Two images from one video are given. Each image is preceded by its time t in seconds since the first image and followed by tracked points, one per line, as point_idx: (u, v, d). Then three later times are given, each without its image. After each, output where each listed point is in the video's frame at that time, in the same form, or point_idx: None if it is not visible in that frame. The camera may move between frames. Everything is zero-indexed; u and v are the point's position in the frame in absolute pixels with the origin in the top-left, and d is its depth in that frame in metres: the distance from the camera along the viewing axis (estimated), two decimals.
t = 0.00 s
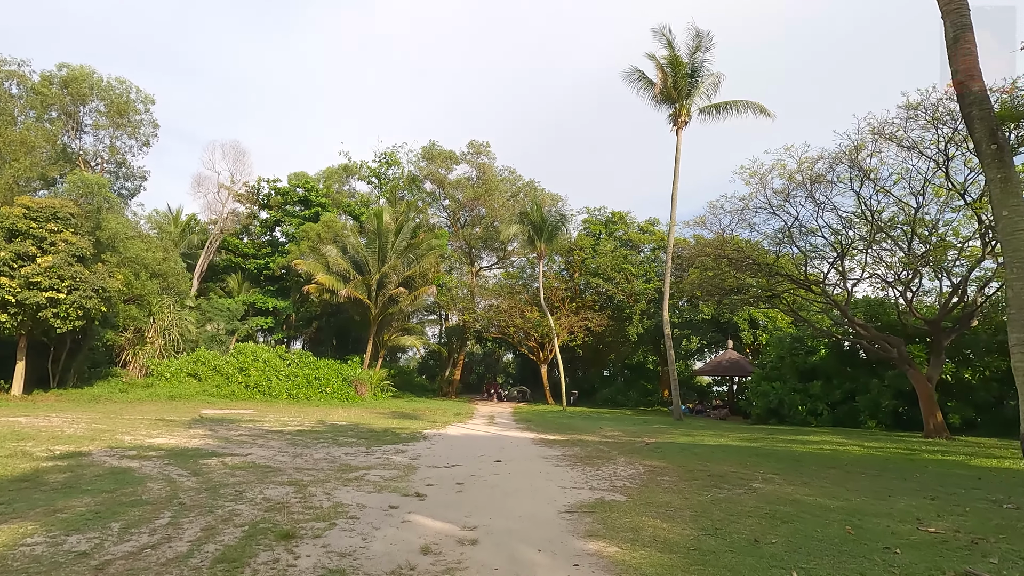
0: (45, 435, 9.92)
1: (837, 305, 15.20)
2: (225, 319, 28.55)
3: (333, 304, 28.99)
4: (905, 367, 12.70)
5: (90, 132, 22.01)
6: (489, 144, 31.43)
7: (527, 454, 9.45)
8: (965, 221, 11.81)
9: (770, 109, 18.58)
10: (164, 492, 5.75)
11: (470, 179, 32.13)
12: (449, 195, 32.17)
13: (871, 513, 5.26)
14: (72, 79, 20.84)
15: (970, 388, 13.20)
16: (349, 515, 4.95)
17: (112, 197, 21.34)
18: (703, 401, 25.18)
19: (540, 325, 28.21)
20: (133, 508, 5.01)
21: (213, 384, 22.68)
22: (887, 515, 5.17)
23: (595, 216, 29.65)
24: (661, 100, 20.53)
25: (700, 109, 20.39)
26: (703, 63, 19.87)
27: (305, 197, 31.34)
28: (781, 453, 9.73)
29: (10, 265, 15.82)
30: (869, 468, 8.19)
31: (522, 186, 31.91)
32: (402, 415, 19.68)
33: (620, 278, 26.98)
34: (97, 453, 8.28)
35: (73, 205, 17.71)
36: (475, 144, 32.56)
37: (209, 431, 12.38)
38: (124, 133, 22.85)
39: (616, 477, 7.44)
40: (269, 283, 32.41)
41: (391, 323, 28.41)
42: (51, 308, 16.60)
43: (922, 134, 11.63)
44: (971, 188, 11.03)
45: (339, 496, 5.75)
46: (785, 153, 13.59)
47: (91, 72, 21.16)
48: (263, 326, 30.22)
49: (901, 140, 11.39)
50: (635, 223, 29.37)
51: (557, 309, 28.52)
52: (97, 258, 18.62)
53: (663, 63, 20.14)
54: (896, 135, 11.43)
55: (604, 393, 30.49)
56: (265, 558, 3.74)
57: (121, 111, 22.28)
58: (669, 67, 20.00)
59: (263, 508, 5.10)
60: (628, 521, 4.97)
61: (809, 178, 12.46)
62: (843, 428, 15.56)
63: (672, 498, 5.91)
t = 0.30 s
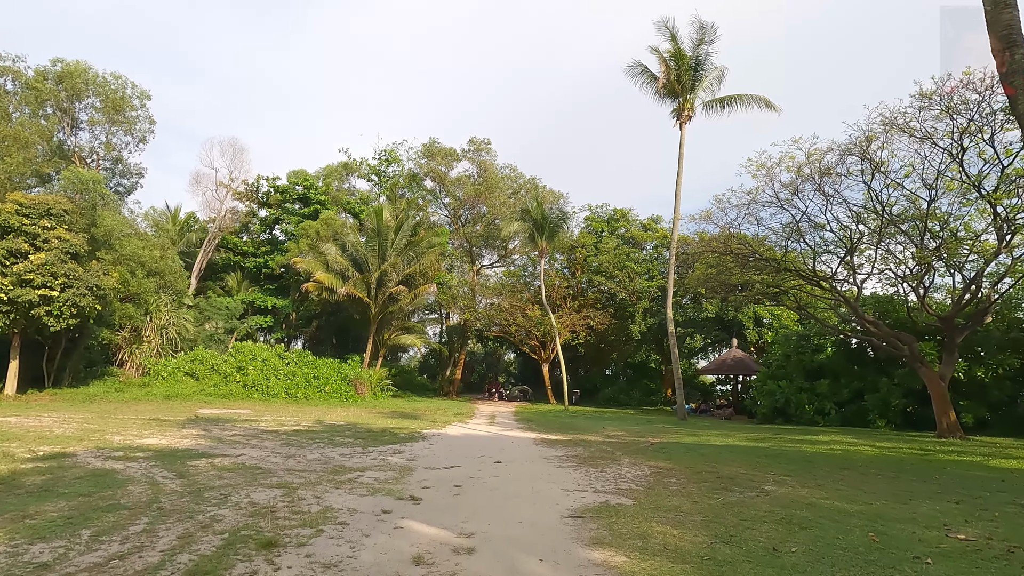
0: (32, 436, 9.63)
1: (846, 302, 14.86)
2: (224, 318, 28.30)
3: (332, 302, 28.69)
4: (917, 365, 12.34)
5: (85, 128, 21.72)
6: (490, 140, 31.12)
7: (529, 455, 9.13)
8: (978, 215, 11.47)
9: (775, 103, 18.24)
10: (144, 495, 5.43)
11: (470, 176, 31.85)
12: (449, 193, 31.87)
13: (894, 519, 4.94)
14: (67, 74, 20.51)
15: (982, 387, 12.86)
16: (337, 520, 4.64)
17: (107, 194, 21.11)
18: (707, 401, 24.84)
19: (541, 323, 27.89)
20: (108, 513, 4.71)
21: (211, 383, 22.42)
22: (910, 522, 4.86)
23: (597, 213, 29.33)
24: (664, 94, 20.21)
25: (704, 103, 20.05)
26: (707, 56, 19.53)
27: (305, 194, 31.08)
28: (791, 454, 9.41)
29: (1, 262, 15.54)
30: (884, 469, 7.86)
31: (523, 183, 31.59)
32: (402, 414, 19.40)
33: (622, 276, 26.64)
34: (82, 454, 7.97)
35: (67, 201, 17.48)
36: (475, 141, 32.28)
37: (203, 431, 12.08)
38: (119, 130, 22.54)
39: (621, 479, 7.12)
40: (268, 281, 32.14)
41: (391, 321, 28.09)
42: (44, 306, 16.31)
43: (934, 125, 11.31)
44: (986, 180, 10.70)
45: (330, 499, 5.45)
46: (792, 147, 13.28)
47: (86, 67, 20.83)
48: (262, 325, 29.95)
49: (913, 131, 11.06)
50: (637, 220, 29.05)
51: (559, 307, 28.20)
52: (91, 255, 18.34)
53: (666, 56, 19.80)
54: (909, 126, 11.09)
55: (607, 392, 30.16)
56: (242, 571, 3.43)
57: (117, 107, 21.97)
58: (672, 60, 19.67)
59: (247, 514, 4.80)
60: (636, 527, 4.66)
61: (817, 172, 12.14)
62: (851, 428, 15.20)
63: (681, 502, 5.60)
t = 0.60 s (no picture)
0: (18, 439, 9.34)
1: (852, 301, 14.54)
2: (222, 318, 28.04)
3: (332, 302, 28.41)
4: (929, 365, 12.00)
5: (81, 125, 21.44)
6: (491, 139, 30.82)
7: (530, 459, 8.81)
8: (993, 212, 11.14)
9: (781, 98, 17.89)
10: (122, 505, 5.13)
11: (471, 175, 31.54)
12: (450, 192, 31.57)
13: (922, 531, 4.62)
14: (62, 71, 20.18)
15: (997, 388, 12.50)
16: (326, 533, 4.35)
17: (103, 192, 20.82)
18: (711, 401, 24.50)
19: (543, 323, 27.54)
20: (81, 525, 4.41)
21: (208, 384, 22.17)
22: (939, 534, 4.54)
23: (599, 211, 28.98)
24: (667, 90, 19.87)
25: (708, 99, 19.71)
26: (711, 51, 19.19)
27: (304, 194, 30.82)
28: (803, 458, 9.08)
29: None
30: (901, 475, 7.54)
31: (525, 182, 31.26)
32: (402, 415, 19.09)
33: (625, 275, 26.31)
34: (66, 459, 7.68)
35: (61, 200, 17.20)
36: (476, 139, 31.96)
37: (196, 433, 11.78)
38: (116, 127, 22.25)
39: (626, 485, 6.81)
40: (268, 281, 31.87)
41: (392, 321, 27.78)
42: (37, 306, 16.05)
43: (947, 118, 10.99)
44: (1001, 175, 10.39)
45: (319, 510, 5.14)
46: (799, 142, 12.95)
47: (82, 64, 20.50)
48: (261, 325, 29.69)
49: (926, 125, 10.74)
50: (640, 219, 28.71)
51: (561, 307, 27.88)
52: (86, 255, 18.06)
53: (670, 51, 19.46)
54: (921, 119, 10.76)
55: (610, 393, 29.81)
56: None
57: (113, 105, 21.68)
58: (676, 55, 19.32)
59: (229, 526, 4.50)
60: (644, 540, 4.36)
61: (826, 167, 11.81)
62: (861, 430, 14.83)
63: (692, 512, 5.28)
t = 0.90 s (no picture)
0: (7, 442, 9.06)
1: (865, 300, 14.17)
2: (223, 319, 27.80)
3: (334, 302, 28.15)
4: (947, 364, 11.61)
5: (80, 124, 21.22)
6: (493, 137, 30.53)
7: (536, 462, 8.50)
8: (1012, 205, 10.78)
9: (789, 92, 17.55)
10: (103, 513, 4.82)
11: (474, 174, 31.22)
12: (453, 191, 31.29)
13: (960, 540, 4.29)
14: (60, 69, 19.92)
15: (1016, 388, 12.12)
16: (318, 545, 4.04)
17: (102, 192, 20.58)
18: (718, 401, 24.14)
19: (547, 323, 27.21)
20: (56, 535, 4.11)
21: (209, 385, 21.93)
22: (980, 545, 4.20)
23: (604, 210, 28.63)
24: (673, 85, 19.53)
25: (715, 94, 19.37)
26: (717, 45, 18.85)
27: (306, 193, 30.59)
28: (819, 460, 8.73)
29: None
30: (925, 478, 7.19)
31: (527, 180, 30.93)
32: (404, 416, 18.78)
33: (629, 274, 25.98)
34: (53, 462, 7.39)
35: (58, 198, 16.98)
36: (479, 138, 31.68)
37: (192, 436, 11.48)
38: (115, 126, 22.01)
39: (637, 490, 6.49)
40: (269, 281, 31.62)
41: (394, 322, 27.48)
42: (33, 306, 15.81)
43: (964, 109, 10.67)
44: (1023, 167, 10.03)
45: (312, 517, 4.83)
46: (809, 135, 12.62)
47: (80, 62, 20.24)
48: (262, 325, 29.48)
49: (944, 115, 10.40)
50: (645, 217, 28.37)
51: (565, 307, 27.57)
52: (84, 255, 17.82)
53: (675, 46, 19.12)
54: (939, 110, 10.43)
55: (614, 394, 29.46)
56: None
57: (112, 103, 21.45)
58: (682, 49, 19.00)
59: (215, 535, 4.19)
60: (660, 552, 4.04)
61: (839, 160, 11.46)
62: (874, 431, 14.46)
63: (710, 519, 4.96)
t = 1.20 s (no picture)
0: None
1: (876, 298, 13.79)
2: (224, 320, 27.54)
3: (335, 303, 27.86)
4: (964, 365, 11.24)
5: (77, 123, 20.99)
6: (495, 136, 30.24)
7: (540, 467, 8.19)
8: None
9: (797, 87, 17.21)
10: (80, 525, 4.52)
11: (476, 173, 30.90)
12: (454, 190, 31.01)
13: (1002, 556, 3.96)
14: (57, 67, 19.66)
15: None
16: (306, 561, 3.74)
17: (99, 191, 20.33)
18: (724, 402, 23.81)
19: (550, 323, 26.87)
20: (23, 551, 3.80)
21: (208, 387, 21.66)
22: None
23: (607, 209, 28.25)
24: (678, 81, 19.22)
25: (720, 90, 19.05)
26: (723, 40, 18.53)
27: (306, 192, 30.35)
28: (834, 464, 8.40)
29: None
30: (948, 484, 6.86)
31: (530, 179, 30.62)
32: (405, 418, 18.47)
33: (633, 274, 25.66)
34: (38, 468, 7.10)
35: (54, 197, 16.76)
36: (481, 137, 31.40)
37: (187, 439, 11.20)
38: (113, 124, 21.77)
39: (647, 497, 6.17)
40: (270, 282, 31.37)
41: (396, 323, 27.18)
42: (28, 306, 15.56)
43: (981, 101, 10.32)
44: None
45: (302, 530, 4.53)
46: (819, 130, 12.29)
47: (78, 60, 19.98)
48: (263, 326, 29.24)
49: (961, 108, 10.07)
50: (648, 216, 28.00)
51: (568, 307, 27.21)
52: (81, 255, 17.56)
53: (680, 41, 18.79)
54: (956, 102, 10.08)
55: (618, 395, 29.12)
56: None
57: (110, 101, 21.20)
58: (687, 45, 18.69)
59: (195, 551, 3.88)
60: (676, 569, 3.73)
61: (851, 154, 11.11)
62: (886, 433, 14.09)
63: (727, 531, 4.64)
